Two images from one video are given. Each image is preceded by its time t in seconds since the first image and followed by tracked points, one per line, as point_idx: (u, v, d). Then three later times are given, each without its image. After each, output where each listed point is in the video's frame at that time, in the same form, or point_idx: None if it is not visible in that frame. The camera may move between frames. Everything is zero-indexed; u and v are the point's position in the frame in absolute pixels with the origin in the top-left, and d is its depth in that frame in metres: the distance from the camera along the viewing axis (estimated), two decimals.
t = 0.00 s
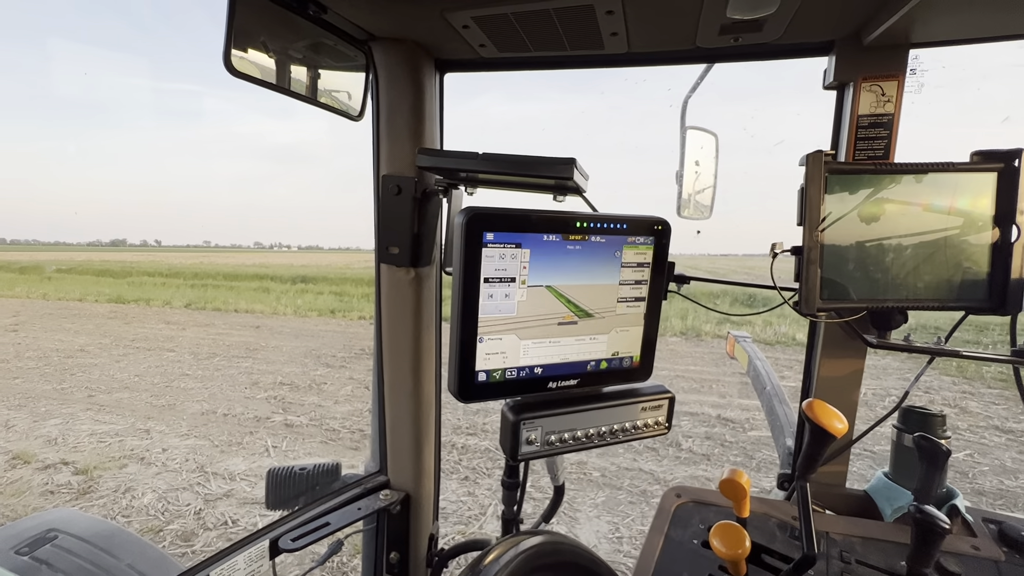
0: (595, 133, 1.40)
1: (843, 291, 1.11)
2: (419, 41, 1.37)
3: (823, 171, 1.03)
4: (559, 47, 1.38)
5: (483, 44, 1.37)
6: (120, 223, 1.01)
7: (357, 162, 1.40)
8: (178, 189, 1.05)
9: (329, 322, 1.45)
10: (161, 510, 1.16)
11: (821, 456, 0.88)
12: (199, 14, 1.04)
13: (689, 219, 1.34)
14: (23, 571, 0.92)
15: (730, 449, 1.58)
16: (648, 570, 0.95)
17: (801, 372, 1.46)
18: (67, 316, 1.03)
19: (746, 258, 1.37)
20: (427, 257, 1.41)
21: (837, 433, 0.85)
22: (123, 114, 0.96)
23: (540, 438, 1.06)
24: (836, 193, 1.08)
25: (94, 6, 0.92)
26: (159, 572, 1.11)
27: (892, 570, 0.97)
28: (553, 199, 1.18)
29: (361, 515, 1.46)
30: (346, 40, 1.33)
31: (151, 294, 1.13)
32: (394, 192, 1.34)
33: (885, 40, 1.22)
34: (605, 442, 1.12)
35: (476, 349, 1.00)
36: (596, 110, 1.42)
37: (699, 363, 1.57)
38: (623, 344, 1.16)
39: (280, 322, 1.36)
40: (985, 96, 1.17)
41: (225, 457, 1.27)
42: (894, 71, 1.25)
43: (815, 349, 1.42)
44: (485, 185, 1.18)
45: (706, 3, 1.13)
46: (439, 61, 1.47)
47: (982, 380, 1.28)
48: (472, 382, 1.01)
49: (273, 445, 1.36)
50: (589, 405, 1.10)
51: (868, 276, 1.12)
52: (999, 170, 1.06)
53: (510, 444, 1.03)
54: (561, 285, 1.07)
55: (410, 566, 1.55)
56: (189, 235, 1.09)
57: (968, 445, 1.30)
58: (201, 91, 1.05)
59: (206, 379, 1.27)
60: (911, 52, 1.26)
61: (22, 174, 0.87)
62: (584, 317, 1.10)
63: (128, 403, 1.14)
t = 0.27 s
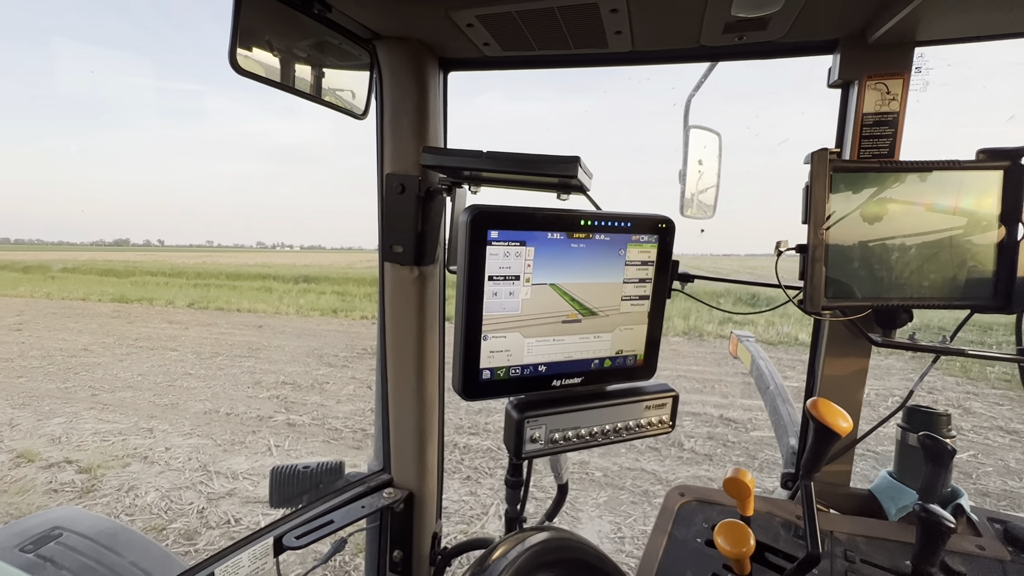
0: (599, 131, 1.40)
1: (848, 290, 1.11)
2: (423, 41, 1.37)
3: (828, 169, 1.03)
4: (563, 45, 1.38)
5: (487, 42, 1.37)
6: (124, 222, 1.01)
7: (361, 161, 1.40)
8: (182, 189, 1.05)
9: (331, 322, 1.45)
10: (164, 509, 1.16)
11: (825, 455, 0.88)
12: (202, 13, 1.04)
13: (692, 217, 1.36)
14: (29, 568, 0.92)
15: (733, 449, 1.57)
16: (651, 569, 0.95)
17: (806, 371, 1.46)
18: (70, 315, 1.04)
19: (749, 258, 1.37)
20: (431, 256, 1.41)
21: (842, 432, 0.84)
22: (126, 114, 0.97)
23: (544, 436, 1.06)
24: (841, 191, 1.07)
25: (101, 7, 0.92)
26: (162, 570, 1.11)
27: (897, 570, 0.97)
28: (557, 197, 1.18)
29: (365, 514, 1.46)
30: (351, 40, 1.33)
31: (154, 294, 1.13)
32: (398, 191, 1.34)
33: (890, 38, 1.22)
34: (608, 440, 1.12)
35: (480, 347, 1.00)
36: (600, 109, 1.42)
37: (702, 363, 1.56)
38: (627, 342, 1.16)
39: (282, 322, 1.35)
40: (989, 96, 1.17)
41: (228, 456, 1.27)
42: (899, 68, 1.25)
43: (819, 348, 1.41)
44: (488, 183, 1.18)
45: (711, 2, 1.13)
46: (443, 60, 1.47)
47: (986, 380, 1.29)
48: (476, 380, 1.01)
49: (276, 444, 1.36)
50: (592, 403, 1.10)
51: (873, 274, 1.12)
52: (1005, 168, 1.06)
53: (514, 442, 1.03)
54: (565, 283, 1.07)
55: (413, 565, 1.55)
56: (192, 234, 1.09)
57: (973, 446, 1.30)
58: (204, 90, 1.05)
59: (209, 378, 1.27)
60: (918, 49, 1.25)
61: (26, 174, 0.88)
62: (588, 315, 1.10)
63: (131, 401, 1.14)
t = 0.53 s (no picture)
0: (602, 130, 1.40)
1: (853, 289, 1.10)
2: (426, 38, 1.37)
3: (833, 167, 1.03)
4: (566, 44, 1.38)
5: (490, 41, 1.37)
6: (128, 222, 1.01)
7: (364, 160, 1.40)
8: (185, 189, 1.05)
9: (333, 322, 1.46)
10: (168, 508, 1.16)
11: (830, 455, 0.87)
12: (205, 14, 1.04)
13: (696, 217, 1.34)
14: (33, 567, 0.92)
15: (735, 449, 1.57)
16: (655, 569, 0.94)
17: (811, 372, 1.44)
18: (74, 315, 1.04)
19: (750, 257, 1.38)
20: (434, 255, 1.40)
21: (848, 432, 0.84)
22: (128, 114, 0.97)
23: (547, 435, 1.06)
24: (846, 190, 1.07)
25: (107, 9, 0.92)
26: (165, 570, 1.11)
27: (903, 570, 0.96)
28: (560, 196, 1.18)
29: (368, 513, 1.46)
30: (354, 39, 1.33)
31: (157, 294, 1.13)
32: (401, 190, 1.34)
33: (896, 36, 1.22)
34: (613, 440, 1.12)
35: (484, 346, 1.00)
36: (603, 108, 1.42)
37: (703, 363, 1.58)
38: (631, 341, 1.15)
39: (284, 322, 1.36)
40: (997, 92, 1.16)
41: (231, 456, 1.27)
42: (905, 66, 1.25)
43: (824, 347, 1.40)
44: (491, 183, 1.18)
45: None
46: (446, 59, 1.47)
47: (989, 381, 1.28)
48: (480, 379, 1.01)
49: (279, 444, 1.37)
50: (596, 402, 1.10)
51: (879, 274, 1.11)
52: (1011, 166, 1.06)
53: (518, 442, 1.03)
54: (569, 282, 1.07)
55: (416, 565, 1.55)
56: (194, 235, 1.10)
57: (977, 446, 1.30)
58: (206, 90, 1.05)
59: (212, 378, 1.28)
60: (922, 48, 1.25)
61: (30, 173, 0.88)
62: (591, 314, 1.10)
63: (134, 401, 1.14)
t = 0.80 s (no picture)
0: (605, 130, 1.39)
1: (859, 287, 1.10)
2: (430, 38, 1.37)
3: (839, 165, 1.02)
4: (570, 43, 1.38)
5: (494, 40, 1.37)
6: (131, 223, 1.01)
7: (367, 160, 1.40)
8: (189, 189, 1.05)
9: (337, 322, 1.46)
10: (172, 507, 1.16)
11: (837, 454, 0.87)
12: (208, 15, 1.05)
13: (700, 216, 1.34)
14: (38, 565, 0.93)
15: (739, 449, 1.56)
16: (660, 569, 0.94)
17: (815, 370, 1.45)
18: (79, 315, 1.04)
19: (754, 256, 1.37)
20: (437, 254, 1.41)
21: (854, 430, 0.84)
22: (131, 115, 0.97)
23: (552, 434, 1.05)
24: (853, 187, 1.06)
25: (116, 11, 0.93)
26: (170, 569, 1.11)
27: (909, 570, 0.96)
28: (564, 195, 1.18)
29: (372, 512, 1.47)
30: (358, 38, 1.33)
31: (161, 294, 1.14)
32: (404, 189, 1.33)
33: (902, 32, 1.21)
34: (617, 438, 1.12)
35: (489, 345, 1.00)
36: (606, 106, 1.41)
37: (707, 363, 1.57)
38: (635, 340, 1.15)
39: (288, 322, 1.36)
40: (1005, 89, 1.16)
41: (234, 455, 1.27)
42: (911, 63, 1.24)
43: (830, 345, 1.40)
44: (495, 181, 1.18)
45: None
46: (449, 58, 1.47)
47: (995, 380, 1.27)
48: (484, 378, 1.01)
49: (282, 444, 1.37)
50: (600, 401, 1.10)
51: (885, 272, 1.11)
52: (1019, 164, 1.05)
53: (522, 440, 1.03)
54: (574, 280, 1.06)
55: (420, 564, 1.55)
56: (196, 235, 1.10)
57: (982, 446, 1.29)
58: (210, 91, 1.06)
59: (216, 377, 1.28)
60: (929, 44, 1.24)
61: (37, 173, 0.88)
62: (596, 312, 1.10)
63: (138, 400, 1.14)
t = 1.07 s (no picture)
0: (607, 131, 1.40)
1: (863, 291, 1.10)
2: (434, 43, 1.37)
3: (842, 169, 1.02)
4: (574, 48, 1.38)
5: (497, 44, 1.36)
6: (136, 225, 1.02)
7: (370, 161, 1.40)
8: (193, 191, 1.06)
9: (341, 322, 1.46)
10: (178, 508, 1.17)
11: (841, 458, 0.87)
12: (212, 16, 1.04)
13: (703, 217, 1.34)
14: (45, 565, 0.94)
15: (743, 449, 1.57)
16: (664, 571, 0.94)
17: (822, 373, 1.44)
18: (86, 317, 1.05)
19: (758, 256, 1.37)
20: (442, 258, 1.40)
21: (858, 435, 0.84)
22: (145, 117, 0.98)
23: (556, 438, 1.06)
24: (857, 191, 1.06)
25: (121, 13, 0.93)
26: (178, 570, 1.12)
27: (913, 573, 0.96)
28: (567, 199, 1.18)
29: (377, 515, 1.47)
30: (362, 45, 1.33)
31: (166, 295, 1.15)
32: (409, 193, 1.34)
33: (905, 37, 1.20)
34: (621, 442, 1.12)
35: (493, 349, 1.00)
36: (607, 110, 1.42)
37: (711, 363, 1.57)
38: (639, 344, 1.15)
39: (292, 322, 1.37)
40: (1010, 90, 1.18)
41: (240, 456, 1.28)
42: (915, 66, 1.23)
43: (834, 348, 1.40)
44: (499, 186, 1.17)
45: None
46: (453, 63, 1.47)
47: (1002, 380, 1.27)
48: (489, 382, 1.01)
49: (287, 444, 1.38)
50: (604, 405, 1.10)
51: (889, 275, 1.11)
52: None
53: (527, 445, 1.04)
54: (578, 286, 1.07)
55: (425, 565, 1.56)
56: (202, 236, 1.11)
57: (989, 447, 1.29)
58: (214, 93, 1.06)
59: (221, 378, 1.28)
60: (933, 47, 1.23)
61: (44, 174, 0.89)
62: (600, 317, 1.10)
63: (144, 401, 1.15)
